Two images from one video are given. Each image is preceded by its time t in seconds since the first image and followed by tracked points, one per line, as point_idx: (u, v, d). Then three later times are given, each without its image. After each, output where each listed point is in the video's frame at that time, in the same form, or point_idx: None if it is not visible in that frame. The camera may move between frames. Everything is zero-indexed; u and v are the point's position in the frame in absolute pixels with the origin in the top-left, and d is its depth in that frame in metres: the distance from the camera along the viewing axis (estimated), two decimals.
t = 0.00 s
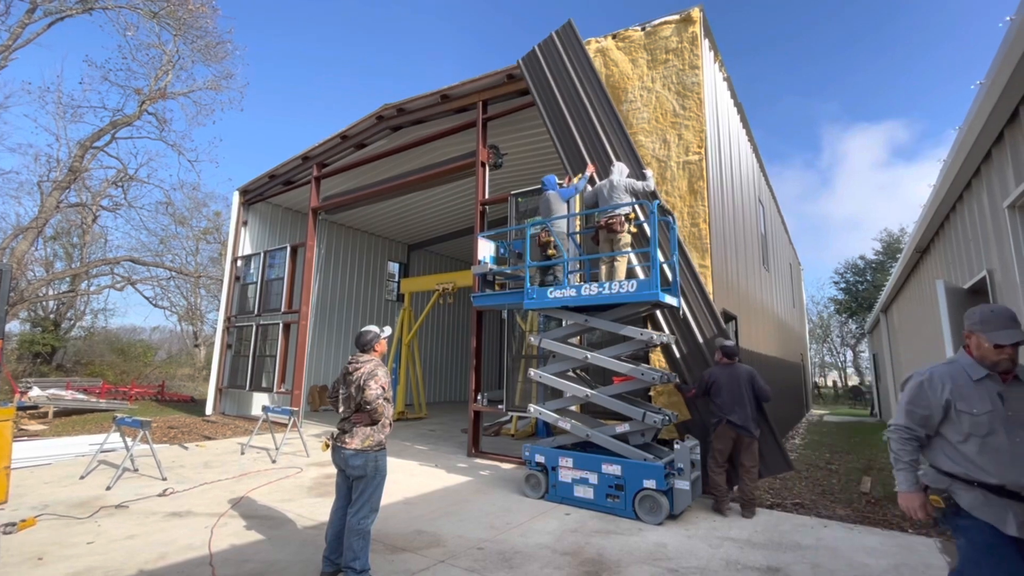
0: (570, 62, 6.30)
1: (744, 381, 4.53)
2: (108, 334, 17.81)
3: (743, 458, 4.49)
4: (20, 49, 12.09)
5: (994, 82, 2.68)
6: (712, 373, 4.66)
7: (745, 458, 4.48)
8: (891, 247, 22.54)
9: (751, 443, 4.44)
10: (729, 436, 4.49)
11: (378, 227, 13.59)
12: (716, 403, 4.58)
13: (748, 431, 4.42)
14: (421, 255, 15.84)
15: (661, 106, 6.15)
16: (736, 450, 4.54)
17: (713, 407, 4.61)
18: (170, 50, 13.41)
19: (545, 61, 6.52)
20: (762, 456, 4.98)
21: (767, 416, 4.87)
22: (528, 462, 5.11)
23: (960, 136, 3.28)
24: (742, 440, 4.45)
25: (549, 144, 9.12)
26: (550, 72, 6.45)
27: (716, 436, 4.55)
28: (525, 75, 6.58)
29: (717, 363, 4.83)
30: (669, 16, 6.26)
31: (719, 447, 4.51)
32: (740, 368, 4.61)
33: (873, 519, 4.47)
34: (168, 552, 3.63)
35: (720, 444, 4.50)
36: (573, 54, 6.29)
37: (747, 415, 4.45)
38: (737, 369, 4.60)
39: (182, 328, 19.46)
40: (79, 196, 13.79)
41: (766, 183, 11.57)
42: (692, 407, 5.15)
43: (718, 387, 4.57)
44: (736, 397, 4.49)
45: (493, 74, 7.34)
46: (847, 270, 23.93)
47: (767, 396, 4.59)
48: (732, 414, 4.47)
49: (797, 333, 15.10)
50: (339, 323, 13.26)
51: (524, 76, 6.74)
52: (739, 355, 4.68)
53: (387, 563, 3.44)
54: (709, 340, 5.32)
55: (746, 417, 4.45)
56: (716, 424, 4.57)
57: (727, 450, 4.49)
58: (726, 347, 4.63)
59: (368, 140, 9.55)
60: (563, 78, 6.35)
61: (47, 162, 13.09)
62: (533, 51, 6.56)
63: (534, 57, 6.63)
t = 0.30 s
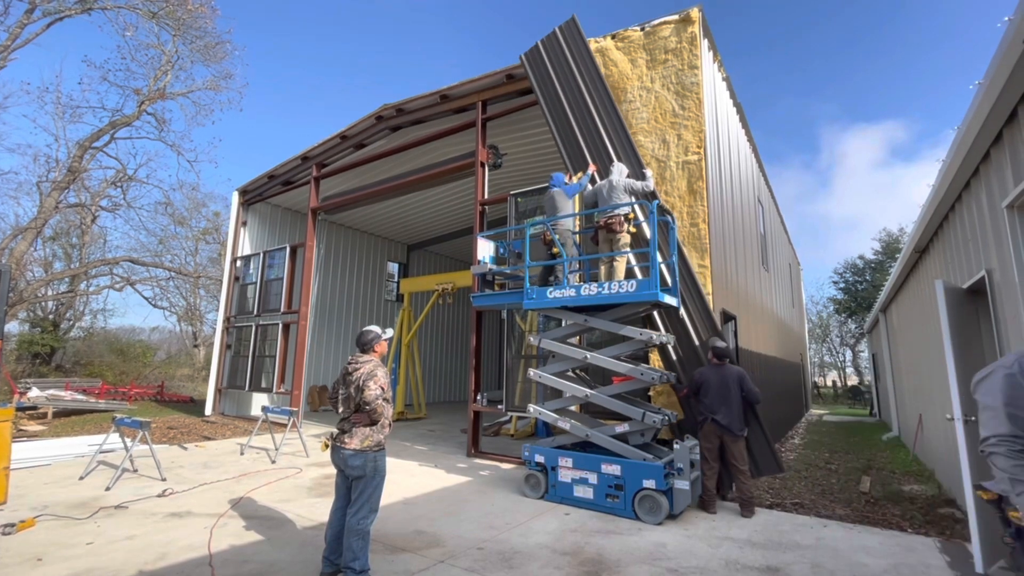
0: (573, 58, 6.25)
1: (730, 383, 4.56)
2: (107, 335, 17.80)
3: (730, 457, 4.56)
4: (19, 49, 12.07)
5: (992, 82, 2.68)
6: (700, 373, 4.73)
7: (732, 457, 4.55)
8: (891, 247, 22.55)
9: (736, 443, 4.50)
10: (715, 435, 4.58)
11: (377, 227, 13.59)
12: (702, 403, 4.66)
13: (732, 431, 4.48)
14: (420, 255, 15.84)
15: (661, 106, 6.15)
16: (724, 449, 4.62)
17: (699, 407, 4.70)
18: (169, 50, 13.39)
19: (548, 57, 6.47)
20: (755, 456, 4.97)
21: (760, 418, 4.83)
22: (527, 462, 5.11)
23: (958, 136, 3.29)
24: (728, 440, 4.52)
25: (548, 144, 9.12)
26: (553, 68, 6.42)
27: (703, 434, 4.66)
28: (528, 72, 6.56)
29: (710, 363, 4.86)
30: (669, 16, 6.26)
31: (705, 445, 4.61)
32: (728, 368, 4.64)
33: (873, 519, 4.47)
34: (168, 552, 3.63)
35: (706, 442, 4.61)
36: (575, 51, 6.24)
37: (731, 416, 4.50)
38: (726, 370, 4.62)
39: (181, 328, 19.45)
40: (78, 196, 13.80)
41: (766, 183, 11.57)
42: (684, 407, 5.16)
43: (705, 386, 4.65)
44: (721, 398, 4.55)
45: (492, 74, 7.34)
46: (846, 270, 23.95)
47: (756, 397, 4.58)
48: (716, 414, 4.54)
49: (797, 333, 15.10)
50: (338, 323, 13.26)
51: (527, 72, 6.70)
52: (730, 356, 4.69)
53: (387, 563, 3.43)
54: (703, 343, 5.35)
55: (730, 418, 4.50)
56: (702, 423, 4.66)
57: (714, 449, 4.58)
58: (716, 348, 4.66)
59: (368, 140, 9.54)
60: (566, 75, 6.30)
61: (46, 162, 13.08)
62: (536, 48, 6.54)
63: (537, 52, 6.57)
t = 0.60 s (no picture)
0: (577, 54, 6.16)
1: (723, 382, 4.58)
2: (107, 335, 17.80)
3: (725, 457, 4.57)
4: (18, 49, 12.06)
5: (991, 83, 2.69)
6: (693, 373, 4.76)
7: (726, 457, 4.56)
8: (890, 247, 22.54)
9: (730, 441, 4.52)
10: (708, 434, 4.60)
11: (377, 227, 13.59)
12: (695, 403, 4.68)
13: (725, 430, 4.49)
14: (420, 255, 15.84)
15: (660, 106, 6.16)
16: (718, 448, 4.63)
17: (693, 406, 4.73)
18: (169, 50, 13.38)
19: (553, 52, 6.39)
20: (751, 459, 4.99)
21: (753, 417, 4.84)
22: (527, 462, 5.11)
23: (957, 136, 3.30)
24: (722, 439, 4.53)
25: (548, 145, 9.12)
26: (558, 64, 6.36)
27: (698, 434, 4.67)
28: (534, 68, 6.50)
29: (704, 363, 4.89)
30: (668, 16, 6.26)
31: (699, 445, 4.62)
32: (721, 368, 4.66)
33: (872, 519, 4.48)
34: (167, 553, 3.62)
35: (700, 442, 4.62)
36: (580, 46, 6.14)
37: (723, 416, 4.51)
38: (720, 370, 4.64)
39: (180, 329, 19.43)
40: (78, 197, 13.79)
41: (765, 183, 11.56)
42: (677, 407, 5.17)
43: (698, 386, 4.67)
44: (714, 397, 4.57)
45: (492, 75, 7.33)
46: (845, 270, 23.96)
47: (748, 396, 4.60)
48: (708, 413, 4.57)
49: (796, 333, 15.10)
50: (338, 323, 13.27)
51: (532, 65, 6.62)
52: (723, 356, 4.71)
53: (386, 564, 3.43)
54: (698, 345, 5.36)
55: (722, 417, 4.51)
56: (696, 423, 4.69)
57: (709, 449, 4.60)
58: (709, 348, 4.68)
59: (367, 140, 9.53)
60: (570, 71, 6.23)
61: (46, 163, 13.07)
62: (542, 41, 6.44)
63: (542, 47, 6.49)
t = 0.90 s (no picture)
0: (584, 50, 6.05)
1: (719, 382, 4.58)
2: (106, 336, 17.79)
3: (722, 457, 4.58)
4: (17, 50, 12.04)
5: (990, 84, 2.69)
6: (688, 373, 4.75)
7: (722, 457, 4.57)
8: (889, 248, 22.54)
9: (726, 441, 4.53)
10: (705, 435, 4.60)
11: (376, 228, 13.57)
12: (691, 403, 4.68)
13: (722, 430, 4.50)
14: (420, 256, 15.85)
15: (660, 107, 6.17)
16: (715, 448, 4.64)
17: (688, 407, 4.72)
18: (168, 50, 13.36)
19: (560, 48, 6.30)
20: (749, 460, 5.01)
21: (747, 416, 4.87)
22: (526, 462, 5.11)
23: (956, 137, 3.30)
24: (719, 439, 4.55)
25: (547, 145, 9.12)
26: (564, 59, 6.26)
27: (694, 435, 4.67)
28: (540, 63, 6.40)
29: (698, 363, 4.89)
30: (667, 17, 6.27)
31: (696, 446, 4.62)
32: (717, 368, 4.67)
33: (871, 519, 4.48)
34: (166, 554, 3.62)
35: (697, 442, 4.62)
36: (587, 42, 6.01)
37: (720, 416, 4.52)
38: (715, 370, 4.65)
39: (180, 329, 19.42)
40: (77, 197, 13.78)
41: (765, 183, 11.57)
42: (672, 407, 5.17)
43: (694, 386, 4.66)
44: (710, 398, 4.56)
45: (491, 75, 7.33)
46: (845, 270, 23.97)
47: (743, 396, 4.62)
48: (704, 413, 4.56)
49: (796, 334, 15.11)
50: (338, 324, 13.27)
51: (538, 61, 6.50)
52: (719, 356, 4.72)
53: (385, 564, 3.43)
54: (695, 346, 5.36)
55: (719, 417, 4.51)
56: (691, 424, 4.69)
57: (706, 450, 4.59)
58: (705, 348, 4.68)
59: (366, 141, 9.53)
60: (577, 68, 6.13)
61: (45, 163, 13.06)
62: (548, 35, 6.34)
63: (548, 42, 6.38)
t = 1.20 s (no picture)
0: (591, 48, 5.96)
1: (717, 382, 4.58)
2: (105, 336, 17.77)
3: (719, 458, 4.59)
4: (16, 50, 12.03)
5: (990, 84, 2.68)
6: (686, 373, 4.75)
7: (720, 457, 4.58)
8: (888, 249, 22.55)
9: (723, 441, 4.55)
10: (703, 435, 4.61)
11: (376, 228, 13.55)
12: (688, 403, 4.67)
13: (720, 430, 4.51)
14: (420, 256, 15.86)
15: (659, 107, 6.17)
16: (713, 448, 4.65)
17: (686, 407, 4.71)
18: (167, 51, 13.36)
19: (567, 43, 6.18)
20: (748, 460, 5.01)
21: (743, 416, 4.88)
22: (526, 463, 5.10)
23: (955, 137, 3.30)
24: (716, 439, 4.56)
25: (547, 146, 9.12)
26: (571, 55, 6.17)
27: (692, 435, 4.67)
28: (547, 58, 6.31)
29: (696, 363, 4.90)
30: (666, 18, 6.28)
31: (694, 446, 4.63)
32: (715, 368, 4.67)
33: (870, 520, 4.48)
34: (164, 554, 3.61)
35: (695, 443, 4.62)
36: (595, 40, 5.92)
37: (718, 416, 4.52)
38: (712, 369, 4.65)
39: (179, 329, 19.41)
40: (76, 197, 13.76)
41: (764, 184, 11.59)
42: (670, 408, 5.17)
43: (692, 387, 4.66)
44: (708, 398, 4.56)
45: (490, 76, 7.34)
46: (844, 271, 23.98)
47: (740, 396, 4.63)
48: (702, 413, 4.56)
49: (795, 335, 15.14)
50: (337, 324, 13.27)
51: (545, 56, 6.38)
52: (716, 356, 4.72)
53: (384, 565, 3.43)
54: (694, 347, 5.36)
55: (717, 417, 4.52)
56: (689, 424, 4.69)
57: (704, 450, 4.59)
58: (703, 348, 4.69)
59: (365, 141, 9.53)
60: (583, 65, 6.04)
61: (44, 164, 13.04)
62: (556, 30, 6.23)
63: (556, 36, 6.28)
